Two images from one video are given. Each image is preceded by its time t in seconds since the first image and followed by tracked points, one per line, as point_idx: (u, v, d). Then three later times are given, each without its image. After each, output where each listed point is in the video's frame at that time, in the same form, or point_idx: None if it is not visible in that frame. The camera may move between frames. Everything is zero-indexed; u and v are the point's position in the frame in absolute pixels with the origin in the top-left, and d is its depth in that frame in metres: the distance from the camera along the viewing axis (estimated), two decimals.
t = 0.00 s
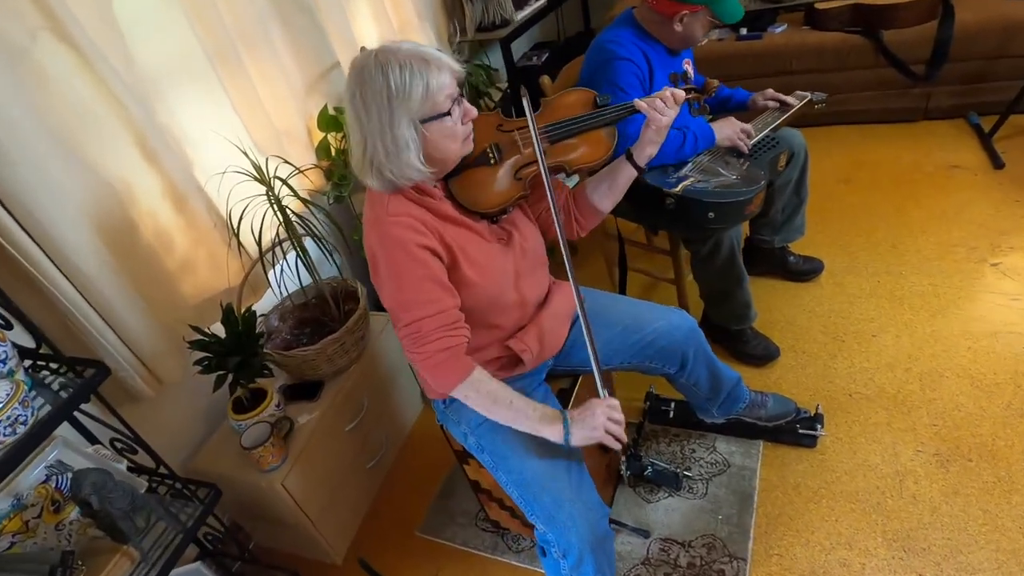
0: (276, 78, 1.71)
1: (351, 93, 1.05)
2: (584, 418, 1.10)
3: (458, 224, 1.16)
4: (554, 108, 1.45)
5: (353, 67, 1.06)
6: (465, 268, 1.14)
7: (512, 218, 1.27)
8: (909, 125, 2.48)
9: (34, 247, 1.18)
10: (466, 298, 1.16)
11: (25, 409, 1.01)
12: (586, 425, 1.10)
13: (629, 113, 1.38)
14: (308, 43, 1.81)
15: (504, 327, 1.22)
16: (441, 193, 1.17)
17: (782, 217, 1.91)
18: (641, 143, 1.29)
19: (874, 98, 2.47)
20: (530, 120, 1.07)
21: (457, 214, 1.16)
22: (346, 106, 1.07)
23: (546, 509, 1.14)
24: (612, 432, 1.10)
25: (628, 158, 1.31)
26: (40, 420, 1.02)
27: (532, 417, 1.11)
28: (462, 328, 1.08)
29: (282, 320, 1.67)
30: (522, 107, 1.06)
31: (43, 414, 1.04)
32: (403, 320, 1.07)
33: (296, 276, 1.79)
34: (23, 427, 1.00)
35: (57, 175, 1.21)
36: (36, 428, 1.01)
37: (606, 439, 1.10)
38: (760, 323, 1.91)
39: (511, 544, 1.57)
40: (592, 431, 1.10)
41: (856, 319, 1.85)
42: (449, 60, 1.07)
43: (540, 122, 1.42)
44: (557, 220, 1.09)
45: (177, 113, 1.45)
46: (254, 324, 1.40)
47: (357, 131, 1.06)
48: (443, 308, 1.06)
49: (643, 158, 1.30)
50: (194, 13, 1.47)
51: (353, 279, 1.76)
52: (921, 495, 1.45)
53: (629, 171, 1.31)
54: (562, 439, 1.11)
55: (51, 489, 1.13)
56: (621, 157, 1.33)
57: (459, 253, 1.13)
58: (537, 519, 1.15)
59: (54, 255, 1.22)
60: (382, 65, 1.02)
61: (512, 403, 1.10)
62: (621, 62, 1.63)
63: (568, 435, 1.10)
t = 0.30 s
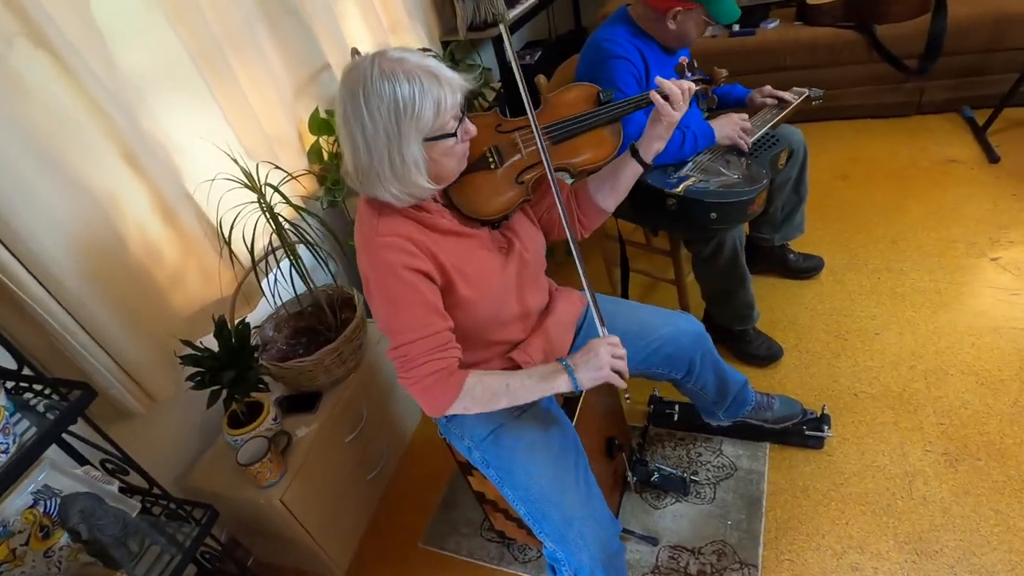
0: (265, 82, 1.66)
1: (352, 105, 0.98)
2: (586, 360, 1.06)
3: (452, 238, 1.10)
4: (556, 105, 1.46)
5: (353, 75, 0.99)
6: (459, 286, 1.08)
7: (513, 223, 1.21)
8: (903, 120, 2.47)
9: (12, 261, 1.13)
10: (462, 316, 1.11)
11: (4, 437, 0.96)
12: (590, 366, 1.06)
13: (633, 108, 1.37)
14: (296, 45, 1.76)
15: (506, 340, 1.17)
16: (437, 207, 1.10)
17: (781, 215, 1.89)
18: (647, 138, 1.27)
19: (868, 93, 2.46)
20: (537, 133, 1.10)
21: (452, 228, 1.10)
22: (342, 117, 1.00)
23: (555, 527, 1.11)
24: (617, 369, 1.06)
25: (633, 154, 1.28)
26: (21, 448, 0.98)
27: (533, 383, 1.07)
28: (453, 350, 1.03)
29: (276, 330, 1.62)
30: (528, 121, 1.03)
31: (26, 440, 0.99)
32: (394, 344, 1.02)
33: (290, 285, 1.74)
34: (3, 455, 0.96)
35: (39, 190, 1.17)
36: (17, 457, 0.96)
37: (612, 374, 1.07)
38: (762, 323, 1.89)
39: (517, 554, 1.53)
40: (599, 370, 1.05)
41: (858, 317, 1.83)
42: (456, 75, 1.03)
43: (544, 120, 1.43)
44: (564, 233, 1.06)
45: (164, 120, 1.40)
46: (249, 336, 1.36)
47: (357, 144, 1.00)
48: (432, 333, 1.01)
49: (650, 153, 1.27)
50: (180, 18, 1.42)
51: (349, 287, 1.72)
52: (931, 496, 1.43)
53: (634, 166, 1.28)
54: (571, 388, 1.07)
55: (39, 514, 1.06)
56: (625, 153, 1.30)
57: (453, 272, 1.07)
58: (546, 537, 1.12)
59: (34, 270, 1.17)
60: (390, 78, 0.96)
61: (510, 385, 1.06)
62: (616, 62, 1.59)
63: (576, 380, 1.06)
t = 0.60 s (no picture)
0: (243, 89, 1.61)
1: (351, 104, 0.94)
2: (605, 414, 1.04)
3: (458, 242, 1.07)
4: (556, 105, 1.48)
5: (351, 74, 0.95)
6: (468, 292, 1.06)
7: (513, 227, 1.19)
8: (879, 117, 2.51)
9: None
10: (469, 323, 1.08)
11: None
12: (608, 421, 1.04)
13: (632, 106, 1.40)
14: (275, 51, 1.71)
15: (510, 348, 1.15)
16: (440, 210, 1.07)
17: (769, 214, 1.89)
18: (650, 136, 1.25)
19: (846, 91, 2.50)
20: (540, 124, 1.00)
21: (457, 232, 1.07)
22: (340, 117, 0.96)
23: (566, 540, 1.09)
24: (636, 424, 1.05)
25: (636, 152, 1.27)
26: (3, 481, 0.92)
27: (553, 426, 1.05)
28: (467, 358, 1.00)
29: (264, 344, 1.58)
30: (533, 115, 0.99)
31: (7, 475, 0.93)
32: (405, 355, 0.99)
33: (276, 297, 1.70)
34: None
35: (11, 206, 1.11)
36: None
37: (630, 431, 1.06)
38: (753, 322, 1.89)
39: (518, 565, 1.51)
40: (617, 425, 1.04)
41: (847, 313, 1.85)
42: (456, 71, 1.00)
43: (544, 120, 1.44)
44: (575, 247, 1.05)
45: (140, 127, 1.34)
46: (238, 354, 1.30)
47: (357, 145, 0.96)
48: (446, 340, 0.99)
49: (652, 151, 1.26)
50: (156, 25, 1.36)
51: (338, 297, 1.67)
52: (929, 490, 1.44)
53: (637, 165, 1.27)
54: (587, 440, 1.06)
55: (20, 549, 0.97)
56: (627, 152, 1.28)
57: (461, 277, 1.05)
58: (556, 550, 1.10)
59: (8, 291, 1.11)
60: (390, 74, 0.93)
61: (530, 419, 1.04)
62: (605, 63, 1.58)
63: (593, 435, 1.05)
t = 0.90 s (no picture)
0: (221, 103, 1.59)
1: (335, 115, 0.93)
2: (590, 355, 1.05)
3: (447, 250, 1.06)
4: (539, 115, 1.49)
5: (335, 87, 0.94)
6: (459, 299, 1.05)
7: (501, 236, 1.19)
8: (847, 120, 2.57)
9: None
10: (462, 331, 1.07)
11: None
12: (595, 360, 1.05)
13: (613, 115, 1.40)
14: (251, 64, 1.69)
15: (505, 356, 1.14)
16: (426, 219, 1.07)
17: (748, 217, 1.92)
18: (635, 145, 1.26)
19: (814, 95, 2.56)
20: (521, 134, 1.05)
21: (445, 240, 1.07)
22: (325, 129, 0.95)
23: (570, 547, 1.08)
24: (621, 360, 1.07)
25: (620, 162, 1.28)
26: None
27: (542, 386, 1.05)
28: (458, 366, 1.00)
29: (246, 363, 1.54)
30: (513, 125, 1.02)
31: None
32: (396, 364, 0.98)
33: (258, 313, 1.66)
34: None
35: None
36: None
37: (617, 367, 1.07)
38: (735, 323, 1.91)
39: None
40: (603, 362, 1.05)
41: (827, 312, 1.88)
42: (441, 81, 1.00)
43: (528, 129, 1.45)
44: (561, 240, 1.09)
45: (116, 146, 1.30)
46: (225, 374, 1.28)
47: (343, 156, 0.95)
48: (437, 348, 0.98)
49: (638, 159, 1.27)
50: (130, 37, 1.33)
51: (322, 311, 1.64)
52: (916, 483, 1.47)
53: (621, 174, 1.28)
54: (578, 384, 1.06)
55: None
56: (612, 161, 1.29)
57: (451, 285, 1.04)
58: (559, 558, 1.10)
59: None
60: (375, 85, 0.93)
61: (519, 392, 1.04)
62: (589, 70, 1.58)
63: (582, 377, 1.05)
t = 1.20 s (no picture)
0: (199, 116, 1.56)
1: (324, 122, 0.92)
2: (587, 415, 1.02)
3: (438, 258, 1.06)
4: (523, 124, 1.56)
5: (323, 95, 0.94)
6: (452, 307, 1.04)
7: (488, 242, 1.18)
8: (808, 135, 2.69)
9: None
10: (455, 340, 1.06)
11: None
12: (591, 421, 1.02)
13: (591, 123, 1.45)
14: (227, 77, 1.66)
15: (497, 363, 1.14)
16: (417, 228, 1.06)
17: (720, 228, 1.98)
18: (615, 152, 1.27)
19: (776, 111, 2.66)
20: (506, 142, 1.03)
21: (437, 250, 1.06)
22: (313, 136, 0.94)
23: (568, 551, 1.08)
24: (618, 422, 1.03)
25: (601, 169, 1.28)
26: None
27: (538, 432, 1.03)
28: (450, 377, 0.98)
29: (227, 379, 1.51)
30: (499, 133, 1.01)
31: None
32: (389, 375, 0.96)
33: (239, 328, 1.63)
34: None
35: None
36: None
37: (615, 429, 1.03)
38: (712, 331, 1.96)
39: None
40: (600, 424, 1.02)
41: (798, 318, 1.95)
42: (429, 89, 1.00)
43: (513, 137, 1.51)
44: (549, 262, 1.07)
45: (90, 157, 1.27)
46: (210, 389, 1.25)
47: (333, 163, 0.94)
48: (430, 358, 0.96)
49: (618, 166, 1.27)
50: (109, 47, 1.31)
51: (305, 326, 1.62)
52: (890, 480, 1.52)
53: (603, 181, 1.29)
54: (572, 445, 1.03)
55: None
56: (593, 168, 1.30)
57: (444, 293, 1.03)
58: (558, 563, 1.09)
59: None
60: (364, 92, 0.92)
61: (514, 430, 1.02)
62: (563, 87, 1.62)
63: (577, 437, 1.02)
